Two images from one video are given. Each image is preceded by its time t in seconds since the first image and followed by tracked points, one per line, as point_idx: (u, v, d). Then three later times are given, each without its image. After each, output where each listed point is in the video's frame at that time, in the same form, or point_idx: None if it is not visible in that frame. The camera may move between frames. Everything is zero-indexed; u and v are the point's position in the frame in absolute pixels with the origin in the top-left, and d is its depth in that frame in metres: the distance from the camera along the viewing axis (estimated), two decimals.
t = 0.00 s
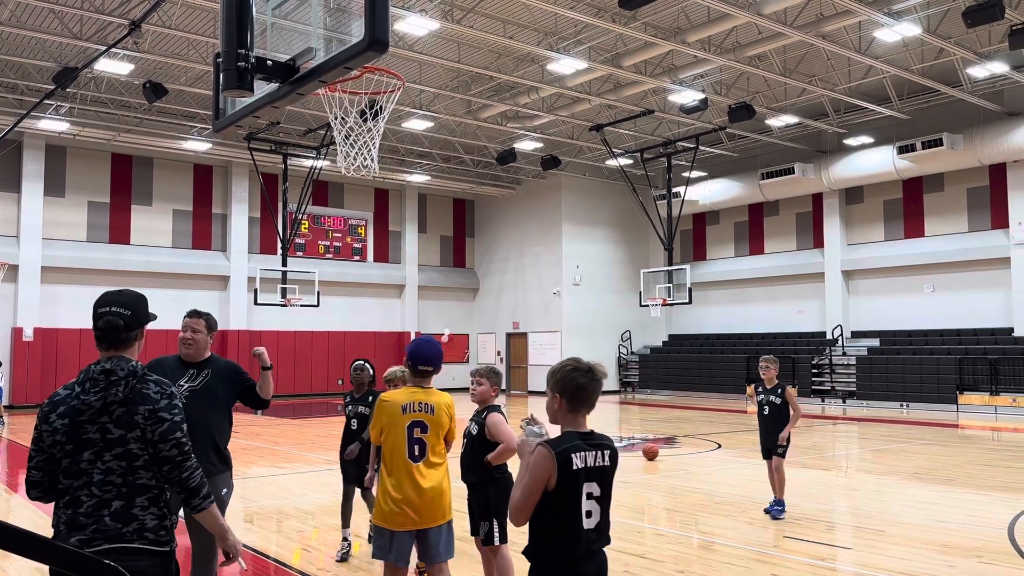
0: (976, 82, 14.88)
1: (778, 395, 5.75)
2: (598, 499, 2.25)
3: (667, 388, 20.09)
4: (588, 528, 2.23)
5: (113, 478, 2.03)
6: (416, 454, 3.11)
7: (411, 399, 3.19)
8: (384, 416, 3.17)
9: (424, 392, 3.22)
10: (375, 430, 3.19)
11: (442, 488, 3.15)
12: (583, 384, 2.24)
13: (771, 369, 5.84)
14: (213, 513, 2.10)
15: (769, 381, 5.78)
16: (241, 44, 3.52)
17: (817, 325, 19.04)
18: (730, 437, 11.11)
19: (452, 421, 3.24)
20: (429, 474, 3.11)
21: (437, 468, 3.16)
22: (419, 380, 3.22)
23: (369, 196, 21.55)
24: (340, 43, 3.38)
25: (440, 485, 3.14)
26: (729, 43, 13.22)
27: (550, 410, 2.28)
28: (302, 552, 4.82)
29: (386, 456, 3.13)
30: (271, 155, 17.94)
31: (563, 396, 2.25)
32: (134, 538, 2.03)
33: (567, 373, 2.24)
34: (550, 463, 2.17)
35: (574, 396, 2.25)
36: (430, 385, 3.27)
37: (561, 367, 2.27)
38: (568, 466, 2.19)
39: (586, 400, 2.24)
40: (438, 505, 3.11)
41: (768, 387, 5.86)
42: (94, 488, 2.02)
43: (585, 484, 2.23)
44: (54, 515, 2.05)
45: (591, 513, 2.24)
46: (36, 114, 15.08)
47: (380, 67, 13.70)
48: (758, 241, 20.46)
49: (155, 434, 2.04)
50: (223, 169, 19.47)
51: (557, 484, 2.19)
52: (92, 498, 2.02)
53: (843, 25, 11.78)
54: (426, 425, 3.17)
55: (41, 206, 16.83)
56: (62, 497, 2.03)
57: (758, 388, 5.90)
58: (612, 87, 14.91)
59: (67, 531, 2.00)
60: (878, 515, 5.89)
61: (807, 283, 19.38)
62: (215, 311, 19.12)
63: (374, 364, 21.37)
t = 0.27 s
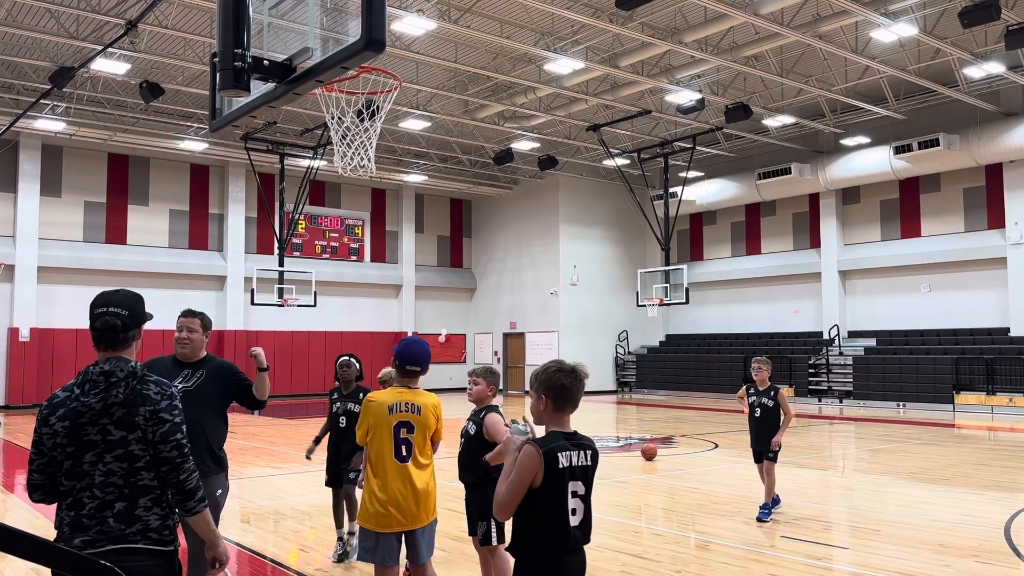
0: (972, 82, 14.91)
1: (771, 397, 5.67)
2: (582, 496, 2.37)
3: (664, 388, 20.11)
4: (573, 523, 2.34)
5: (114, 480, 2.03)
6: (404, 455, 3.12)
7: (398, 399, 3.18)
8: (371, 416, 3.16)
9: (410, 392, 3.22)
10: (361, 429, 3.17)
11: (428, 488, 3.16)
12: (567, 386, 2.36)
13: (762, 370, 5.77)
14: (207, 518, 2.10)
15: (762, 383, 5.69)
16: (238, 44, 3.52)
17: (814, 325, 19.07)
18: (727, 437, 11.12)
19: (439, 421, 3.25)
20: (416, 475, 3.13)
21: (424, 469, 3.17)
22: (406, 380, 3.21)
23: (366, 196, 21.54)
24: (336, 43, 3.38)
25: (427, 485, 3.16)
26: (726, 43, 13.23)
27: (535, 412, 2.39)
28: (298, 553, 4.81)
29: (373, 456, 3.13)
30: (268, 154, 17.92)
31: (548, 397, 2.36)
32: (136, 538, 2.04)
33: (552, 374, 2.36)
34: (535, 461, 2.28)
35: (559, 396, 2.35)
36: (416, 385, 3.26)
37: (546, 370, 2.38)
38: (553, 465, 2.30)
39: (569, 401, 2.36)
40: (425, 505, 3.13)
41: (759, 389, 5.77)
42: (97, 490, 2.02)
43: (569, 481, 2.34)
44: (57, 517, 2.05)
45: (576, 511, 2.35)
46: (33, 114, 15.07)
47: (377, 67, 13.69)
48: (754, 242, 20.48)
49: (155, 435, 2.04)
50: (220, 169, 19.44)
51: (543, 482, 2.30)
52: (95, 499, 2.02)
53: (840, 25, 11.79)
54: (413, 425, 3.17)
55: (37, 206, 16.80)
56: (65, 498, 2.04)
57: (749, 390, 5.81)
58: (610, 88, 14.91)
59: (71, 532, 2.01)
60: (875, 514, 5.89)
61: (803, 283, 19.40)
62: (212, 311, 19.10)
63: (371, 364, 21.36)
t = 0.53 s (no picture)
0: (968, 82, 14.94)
1: (760, 397, 5.64)
2: (564, 491, 2.43)
3: (661, 388, 20.12)
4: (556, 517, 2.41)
5: (111, 483, 2.02)
6: (395, 456, 3.12)
7: (389, 400, 3.18)
8: (363, 417, 3.14)
9: (401, 393, 3.21)
10: (352, 431, 3.16)
11: (418, 490, 3.17)
12: (554, 383, 2.43)
13: (752, 369, 5.73)
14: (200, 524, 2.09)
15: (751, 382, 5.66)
16: (234, 44, 3.51)
17: (810, 325, 19.10)
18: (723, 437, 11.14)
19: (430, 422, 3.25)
20: (407, 477, 3.13)
21: (415, 470, 3.18)
22: (397, 380, 3.19)
23: (363, 195, 21.52)
24: (333, 43, 3.37)
25: (417, 487, 3.18)
26: (723, 43, 13.24)
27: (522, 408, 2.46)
28: (295, 553, 4.81)
29: (364, 458, 3.12)
30: (264, 154, 17.90)
31: (536, 393, 2.44)
32: (132, 541, 2.03)
33: (540, 371, 2.43)
34: (520, 455, 2.33)
35: (547, 393, 2.43)
36: (407, 386, 3.25)
37: (534, 368, 2.46)
38: (538, 459, 2.36)
39: (556, 398, 2.43)
40: (415, 507, 3.14)
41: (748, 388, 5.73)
42: (94, 492, 2.02)
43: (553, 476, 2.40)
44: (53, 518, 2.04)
45: (559, 504, 2.41)
46: (28, 113, 15.03)
47: (374, 67, 13.68)
48: (751, 242, 20.50)
49: (151, 439, 2.03)
50: (216, 169, 19.40)
51: (527, 475, 2.36)
52: (92, 501, 2.01)
53: (836, 25, 11.80)
54: (405, 427, 3.16)
55: (33, 206, 16.75)
56: (61, 499, 2.03)
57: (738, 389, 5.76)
58: (606, 88, 14.91)
59: (68, 533, 2.00)
60: (872, 514, 5.89)
61: (800, 283, 19.42)
62: (208, 311, 19.07)
63: (368, 365, 21.33)
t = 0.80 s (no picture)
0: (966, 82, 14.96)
1: (747, 399, 5.51)
2: (553, 490, 2.47)
3: (658, 388, 20.13)
4: (545, 514, 2.46)
5: (107, 484, 2.02)
6: (394, 457, 3.11)
7: (389, 401, 3.16)
8: (363, 417, 3.13)
9: (401, 394, 3.19)
10: (350, 431, 3.15)
11: (415, 490, 3.17)
12: (544, 383, 2.47)
13: (739, 371, 5.64)
14: (196, 526, 2.09)
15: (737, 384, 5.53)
16: (231, 44, 3.51)
17: (808, 325, 19.12)
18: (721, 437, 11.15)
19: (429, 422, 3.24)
20: (405, 478, 3.13)
21: (413, 471, 3.18)
22: (397, 380, 3.18)
23: (361, 196, 21.51)
24: (331, 43, 3.37)
25: (415, 487, 3.17)
26: (720, 43, 13.25)
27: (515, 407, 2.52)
28: (293, 554, 4.80)
29: (363, 458, 3.11)
30: (262, 154, 17.88)
31: (527, 393, 2.49)
32: (128, 542, 2.02)
33: (530, 371, 2.48)
34: (509, 453, 2.39)
35: (537, 393, 2.48)
36: (406, 386, 3.24)
37: (525, 368, 2.50)
38: (527, 456, 2.41)
39: (545, 397, 2.48)
40: (412, 508, 3.14)
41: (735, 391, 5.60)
42: (90, 494, 2.01)
43: (542, 474, 2.45)
44: (48, 518, 2.04)
45: (548, 502, 2.46)
46: (25, 113, 15.01)
47: (372, 67, 13.68)
48: (748, 242, 20.52)
49: (148, 441, 2.02)
50: (214, 169, 19.38)
51: (516, 473, 2.42)
52: (87, 502, 2.01)
53: (834, 26, 11.80)
54: (404, 427, 3.15)
55: (31, 206, 16.73)
56: (56, 500, 2.02)
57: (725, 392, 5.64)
58: (604, 88, 14.91)
59: (64, 534, 2.00)
60: (869, 514, 5.89)
61: (797, 283, 19.44)
62: (206, 311, 19.05)
63: (366, 365, 21.33)
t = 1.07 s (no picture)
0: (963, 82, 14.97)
1: (733, 396, 5.41)
2: (543, 488, 2.50)
3: (656, 388, 20.13)
4: (535, 512, 2.48)
5: (103, 485, 2.01)
6: (398, 458, 3.12)
7: (393, 402, 3.15)
8: (368, 418, 3.09)
9: (403, 394, 3.19)
10: (353, 432, 3.08)
11: (417, 490, 3.19)
12: (535, 383, 2.49)
13: (725, 368, 5.54)
14: (192, 528, 2.08)
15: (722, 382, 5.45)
16: (229, 44, 3.50)
17: (806, 325, 19.13)
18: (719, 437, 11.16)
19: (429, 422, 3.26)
20: (407, 478, 3.14)
21: (414, 471, 3.19)
22: (400, 381, 3.16)
23: (359, 196, 21.49)
24: (329, 43, 3.36)
25: (416, 487, 3.19)
26: (718, 43, 13.26)
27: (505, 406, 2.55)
28: (291, 554, 4.79)
29: (367, 458, 3.09)
30: (260, 154, 17.87)
31: (517, 393, 2.51)
32: (124, 543, 2.02)
33: (521, 372, 2.50)
34: (500, 450, 2.41)
35: (527, 393, 2.50)
36: (407, 386, 3.23)
37: (517, 368, 2.52)
38: (517, 455, 2.44)
39: (536, 397, 2.50)
40: (414, 507, 3.17)
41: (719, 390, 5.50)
42: (86, 494, 2.01)
43: (532, 473, 2.47)
44: (44, 518, 2.03)
45: (538, 501, 2.48)
46: (23, 113, 14.99)
47: (370, 67, 13.67)
48: (746, 242, 20.54)
49: (144, 441, 2.02)
50: (212, 169, 19.36)
51: (505, 470, 2.44)
52: (83, 503, 2.01)
53: (832, 26, 11.82)
54: (408, 428, 3.16)
55: (28, 206, 16.70)
56: (52, 501, 2.02)
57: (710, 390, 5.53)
58: (602, 88, 14.91)
59: (60, 535, 2.00)
60: (867, 514, 5.89)
61: (795, 283, 19.46)
62: (204, 312, 19.03)
63: (364, 365, 21.31)
